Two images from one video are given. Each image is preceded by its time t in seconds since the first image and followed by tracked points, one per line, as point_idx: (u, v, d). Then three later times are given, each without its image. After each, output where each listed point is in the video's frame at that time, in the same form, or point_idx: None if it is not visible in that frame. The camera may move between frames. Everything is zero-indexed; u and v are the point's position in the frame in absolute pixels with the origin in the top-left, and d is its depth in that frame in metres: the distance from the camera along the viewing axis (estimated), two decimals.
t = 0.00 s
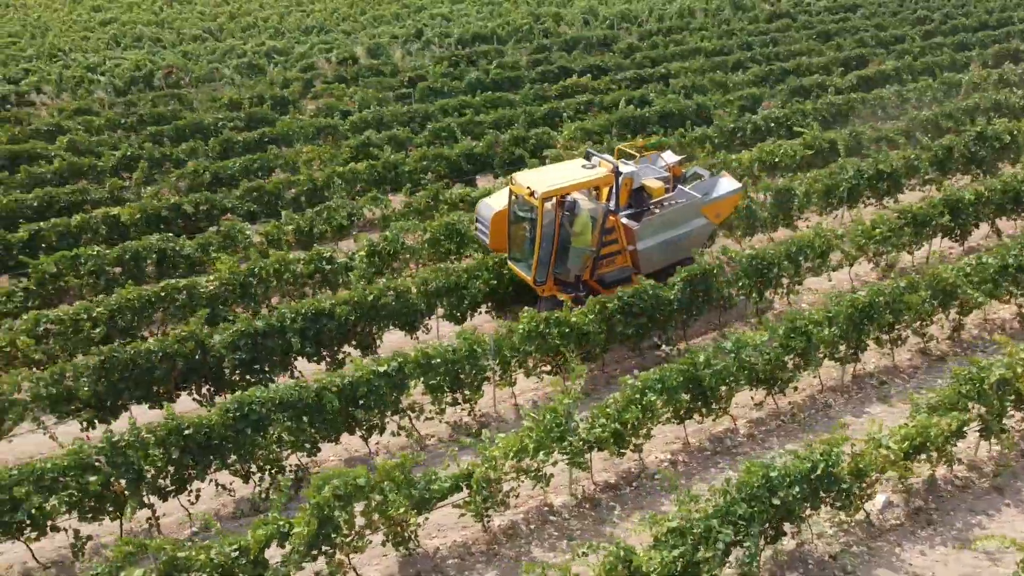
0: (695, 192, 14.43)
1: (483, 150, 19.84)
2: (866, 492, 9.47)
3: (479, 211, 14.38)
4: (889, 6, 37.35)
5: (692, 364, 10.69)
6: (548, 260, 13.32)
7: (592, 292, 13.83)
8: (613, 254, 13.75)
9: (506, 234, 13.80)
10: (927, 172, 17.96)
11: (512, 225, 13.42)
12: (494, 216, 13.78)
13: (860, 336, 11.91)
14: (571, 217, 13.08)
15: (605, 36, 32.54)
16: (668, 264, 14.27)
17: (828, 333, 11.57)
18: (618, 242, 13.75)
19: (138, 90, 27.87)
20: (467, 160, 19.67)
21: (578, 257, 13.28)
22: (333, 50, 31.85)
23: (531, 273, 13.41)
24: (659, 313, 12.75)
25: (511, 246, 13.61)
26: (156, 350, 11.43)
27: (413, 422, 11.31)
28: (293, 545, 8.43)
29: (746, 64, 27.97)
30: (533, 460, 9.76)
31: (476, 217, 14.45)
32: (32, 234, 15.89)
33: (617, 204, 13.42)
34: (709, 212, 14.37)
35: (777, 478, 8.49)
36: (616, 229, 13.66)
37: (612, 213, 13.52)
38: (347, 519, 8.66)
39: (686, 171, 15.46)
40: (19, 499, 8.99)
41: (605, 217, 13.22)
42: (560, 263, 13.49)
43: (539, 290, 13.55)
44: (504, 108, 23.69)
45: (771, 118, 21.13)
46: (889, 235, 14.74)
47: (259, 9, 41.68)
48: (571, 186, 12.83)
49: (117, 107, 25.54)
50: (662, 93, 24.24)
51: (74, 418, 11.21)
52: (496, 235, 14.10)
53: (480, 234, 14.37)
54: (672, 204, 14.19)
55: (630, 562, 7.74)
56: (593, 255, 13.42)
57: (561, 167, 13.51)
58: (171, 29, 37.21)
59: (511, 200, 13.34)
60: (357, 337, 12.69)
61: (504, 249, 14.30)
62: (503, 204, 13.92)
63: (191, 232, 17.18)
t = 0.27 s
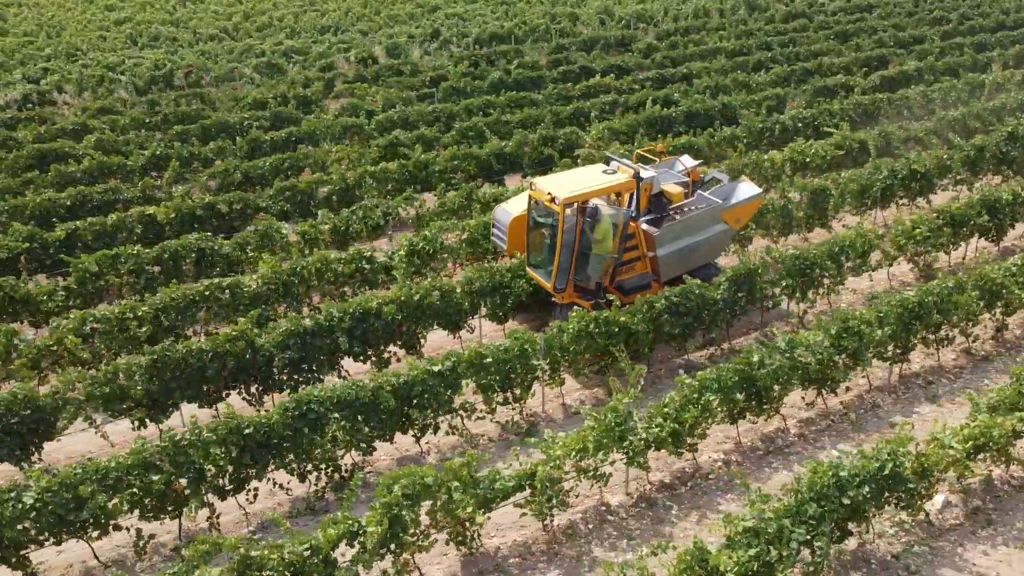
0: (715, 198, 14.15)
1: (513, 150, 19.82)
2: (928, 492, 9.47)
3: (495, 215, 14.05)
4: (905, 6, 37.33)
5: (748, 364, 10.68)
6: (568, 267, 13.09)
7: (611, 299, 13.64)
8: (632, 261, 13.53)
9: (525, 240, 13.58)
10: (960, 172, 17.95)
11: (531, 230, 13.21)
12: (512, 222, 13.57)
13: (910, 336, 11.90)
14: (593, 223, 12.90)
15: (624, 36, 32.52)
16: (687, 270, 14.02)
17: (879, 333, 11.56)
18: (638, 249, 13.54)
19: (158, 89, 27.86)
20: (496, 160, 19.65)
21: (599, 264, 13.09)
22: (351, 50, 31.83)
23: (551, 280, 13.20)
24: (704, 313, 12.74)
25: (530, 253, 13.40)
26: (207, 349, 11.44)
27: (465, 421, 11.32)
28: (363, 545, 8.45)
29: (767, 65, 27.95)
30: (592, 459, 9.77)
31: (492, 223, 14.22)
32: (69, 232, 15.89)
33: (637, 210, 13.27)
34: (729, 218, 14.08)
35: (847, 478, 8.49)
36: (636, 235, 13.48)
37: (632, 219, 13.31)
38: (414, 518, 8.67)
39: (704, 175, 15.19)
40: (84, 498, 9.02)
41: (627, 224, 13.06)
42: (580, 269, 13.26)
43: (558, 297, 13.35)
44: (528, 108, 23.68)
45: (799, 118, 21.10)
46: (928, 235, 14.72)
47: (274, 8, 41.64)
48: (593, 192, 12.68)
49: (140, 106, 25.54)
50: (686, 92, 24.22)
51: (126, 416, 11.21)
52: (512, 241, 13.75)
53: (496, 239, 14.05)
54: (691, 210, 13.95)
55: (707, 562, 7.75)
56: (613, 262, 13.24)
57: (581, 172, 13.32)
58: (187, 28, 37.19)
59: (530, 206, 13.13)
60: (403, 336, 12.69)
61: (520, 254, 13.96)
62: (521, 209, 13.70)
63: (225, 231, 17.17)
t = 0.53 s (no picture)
0: (737, 202, 13.86)
1: (544, 149, 19.81)
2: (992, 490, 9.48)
3: (514, 221, 13.80)
4: (921, 6, 37.29)
5: (805, 363, 10.68)
6: (591, 272, 12.96)
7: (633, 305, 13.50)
8: (655, 266, 13.40)
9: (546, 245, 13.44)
10: (994, 173, 17.96)
11: (552, 235, 13.07)
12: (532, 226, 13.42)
13: (961, 335, 11.90)
14: (616, 228, 12.75)
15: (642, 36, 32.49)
16: (710, 275, 13.75)
17: (932, 333, 11.56)
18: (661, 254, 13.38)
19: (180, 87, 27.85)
20: (527, 159, 19.64)
21: (622, 269, 12.95)
22: (370, 49, 31.79)
23: (572, 285, 13.06)
24: (750, 312, 12.75)
25: (552, 257, 13.27)
26: (260, 347, 11.45)
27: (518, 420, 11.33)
28: (436, 542, 8.46)
29: (788, 65, 27.93)
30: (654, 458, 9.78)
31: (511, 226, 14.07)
32: (107, 231, 15.89)
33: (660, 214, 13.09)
34: (752, 222, 13.78)
35: (919, 476, 8.51)
36: (659, 239, 13.29)
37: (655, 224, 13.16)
38: (484, 515, 8.68)
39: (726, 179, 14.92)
40: (153, 495, 9.02)
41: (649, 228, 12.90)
42: (603, 274, 13.12)
43: (580, 302, 13.22)
44: (554, 107, 23.66)
45: (828, 117, 21.08)
46: (970, 235, 14.71)
47: (288, 7, 41.58)
48: (616, 196, 12.50)
49: (164, 105, 25.53)
50: (711, 92, 24.21)
51: (181, 415, 11.21)
52: (533, 247, 13.50)
53: (515, 244, 13.88)
54: (714, 214, 13.67)
55: (787, 559, 7.77)
56: (636, 267, 13.09)
57: (603, 176, 13.17)
58: (203, 28, 37.15)
59: (552, 210, 13.00)
60: (451, 335, 12.70)
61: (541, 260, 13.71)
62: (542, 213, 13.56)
63: (261, 230, 17.16)
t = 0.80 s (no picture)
0: (762, 207, 13.74)
1: (575, 149, 19.82)
2: None
3: (536, 225, 13.65)
4: (938, 6, 37.27)
5: (864, 362, 10.70)
6: (616, 278, 12.80)
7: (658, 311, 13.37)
8: (680, 271, 13.24)
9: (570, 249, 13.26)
10: None
11: (577, 240, 12.91)
12: (556, 231, 13.23)
13: (1014, 334, 11.93)
14: (643, 234, 12.59)
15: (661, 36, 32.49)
16: (734, 281, 13.63)
17: (987, 331, 11.58)
18: (686, 260, 13.23)
19: (203, 87, 27.89)
20: (559, 158, 19.66)
21: (647, 275, 12.79)
22: (390, 49, 31.80)
23: (597, 291, 12.91)
24: (799, 311, 12.76)
25: (576, 263, 13.09)
26: (317, 346, 11.48)
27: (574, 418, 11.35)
28: (512, 540, 8.49)
29: (810, 65, 27.94)
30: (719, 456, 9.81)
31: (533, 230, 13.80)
32: (148, 230, 15.93)
33: (686, 219, 12.95)
34: (777, 228, 13.67)
35: (993, 474, 8.55)
36: (684, 245, 13.14)
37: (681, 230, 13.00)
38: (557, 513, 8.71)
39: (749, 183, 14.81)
40: (225, 492, 9.05)
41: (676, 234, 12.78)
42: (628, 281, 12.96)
43: (605, 308, 13.07)
44: (580, 107, 23.66)
45: (858, 117, 21.09)
46: (1013, 234, 14.72)
47: (303, 7, 41.58)
48: (644, 202, 12.35)
49: (189, 105, 25.56)
50: (737, 92, 24.23)
51: (239, 413, 11.24)
52: (555, 250, 13.36)
53: (538, 249, 13.63)
54: (739, 219, 13.50)
55: (868, 556, 7.80)
56: (662, 273, 12.93)
57: (628, 180, 13.01)
58: (220, 28, 37.15)
59: (577, 215, 12.81)
60: (501, 335, 12.72)
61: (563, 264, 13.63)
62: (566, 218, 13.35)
63: (298, 229, 17.18)
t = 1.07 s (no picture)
0: (787, 213, 13.68)
1: (608, 150, 19.86)
2: None
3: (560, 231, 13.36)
4: (955, 6, 37.28)
5: (923, 361, 10.74)
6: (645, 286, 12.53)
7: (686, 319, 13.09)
8: (708, 278, 13.03)
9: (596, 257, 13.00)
10: None
11: (604, 247, 12.65)
12: (582, 238, 12.96)
13: None
14: (673, 241, 12.35)
15: (681, 36, 32.52)
16: (761, 288, 13.59)
17: None
18: (714, 266, 13.04)
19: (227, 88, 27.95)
20: (592, 159, 19.70)
21: (677, 282, 12.55)
22: (410, 49, 31.82)
23: (625, 298, 12.62)
24: (847, 311, 12.81)
25: (603, 270, 12.82)
26: (375, 346, 11.53)
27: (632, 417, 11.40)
28: (589, 538, 8.53)
29: (832, 65, 27.98)
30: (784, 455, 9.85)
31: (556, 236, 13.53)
32: (190, 230, 15.98)
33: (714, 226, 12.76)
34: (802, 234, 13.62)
35: None
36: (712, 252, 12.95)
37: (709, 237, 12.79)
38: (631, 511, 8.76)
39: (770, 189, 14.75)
40: (298, 489, 9.11)
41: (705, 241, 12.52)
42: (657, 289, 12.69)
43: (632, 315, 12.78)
44: (607, 108, 23.69)
45: (888, 117, 21.12)
46: None
47: (319, 8, 41.61)
48: (675, 208, 12.13)
49: (215, 105, 25.61)
50: (763, 93, 24.27)
51: (298, 413, 11.29)
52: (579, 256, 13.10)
53: (562, 256, 13.31)
54: (766, 226, 13.50)
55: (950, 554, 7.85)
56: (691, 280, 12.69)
57: (655, 187, 12.78)
58: (238, 28, 37.19)
59: (604, 222, 12.57)
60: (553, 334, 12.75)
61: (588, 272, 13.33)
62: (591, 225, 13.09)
63: (336, 229, 17.24)
